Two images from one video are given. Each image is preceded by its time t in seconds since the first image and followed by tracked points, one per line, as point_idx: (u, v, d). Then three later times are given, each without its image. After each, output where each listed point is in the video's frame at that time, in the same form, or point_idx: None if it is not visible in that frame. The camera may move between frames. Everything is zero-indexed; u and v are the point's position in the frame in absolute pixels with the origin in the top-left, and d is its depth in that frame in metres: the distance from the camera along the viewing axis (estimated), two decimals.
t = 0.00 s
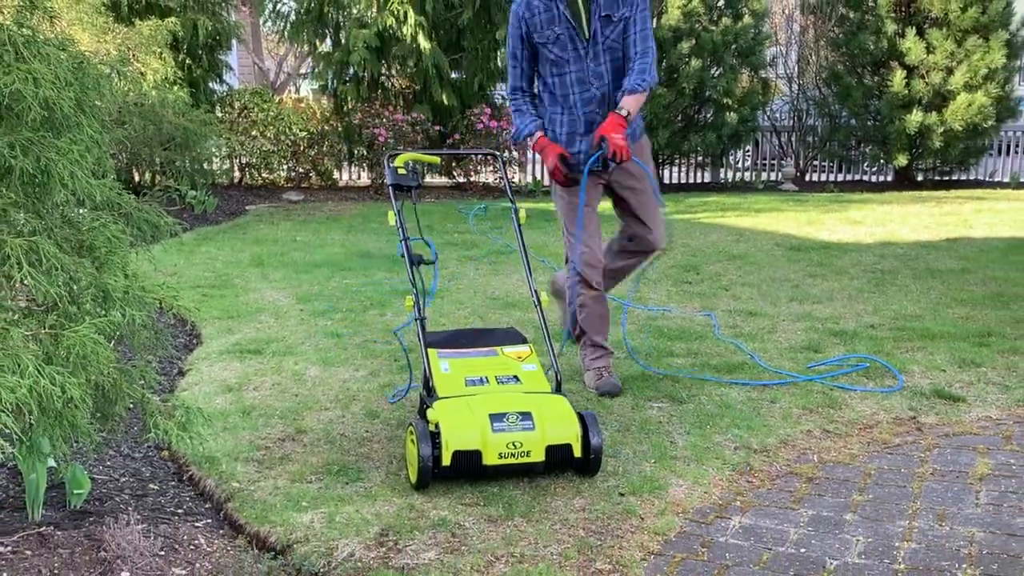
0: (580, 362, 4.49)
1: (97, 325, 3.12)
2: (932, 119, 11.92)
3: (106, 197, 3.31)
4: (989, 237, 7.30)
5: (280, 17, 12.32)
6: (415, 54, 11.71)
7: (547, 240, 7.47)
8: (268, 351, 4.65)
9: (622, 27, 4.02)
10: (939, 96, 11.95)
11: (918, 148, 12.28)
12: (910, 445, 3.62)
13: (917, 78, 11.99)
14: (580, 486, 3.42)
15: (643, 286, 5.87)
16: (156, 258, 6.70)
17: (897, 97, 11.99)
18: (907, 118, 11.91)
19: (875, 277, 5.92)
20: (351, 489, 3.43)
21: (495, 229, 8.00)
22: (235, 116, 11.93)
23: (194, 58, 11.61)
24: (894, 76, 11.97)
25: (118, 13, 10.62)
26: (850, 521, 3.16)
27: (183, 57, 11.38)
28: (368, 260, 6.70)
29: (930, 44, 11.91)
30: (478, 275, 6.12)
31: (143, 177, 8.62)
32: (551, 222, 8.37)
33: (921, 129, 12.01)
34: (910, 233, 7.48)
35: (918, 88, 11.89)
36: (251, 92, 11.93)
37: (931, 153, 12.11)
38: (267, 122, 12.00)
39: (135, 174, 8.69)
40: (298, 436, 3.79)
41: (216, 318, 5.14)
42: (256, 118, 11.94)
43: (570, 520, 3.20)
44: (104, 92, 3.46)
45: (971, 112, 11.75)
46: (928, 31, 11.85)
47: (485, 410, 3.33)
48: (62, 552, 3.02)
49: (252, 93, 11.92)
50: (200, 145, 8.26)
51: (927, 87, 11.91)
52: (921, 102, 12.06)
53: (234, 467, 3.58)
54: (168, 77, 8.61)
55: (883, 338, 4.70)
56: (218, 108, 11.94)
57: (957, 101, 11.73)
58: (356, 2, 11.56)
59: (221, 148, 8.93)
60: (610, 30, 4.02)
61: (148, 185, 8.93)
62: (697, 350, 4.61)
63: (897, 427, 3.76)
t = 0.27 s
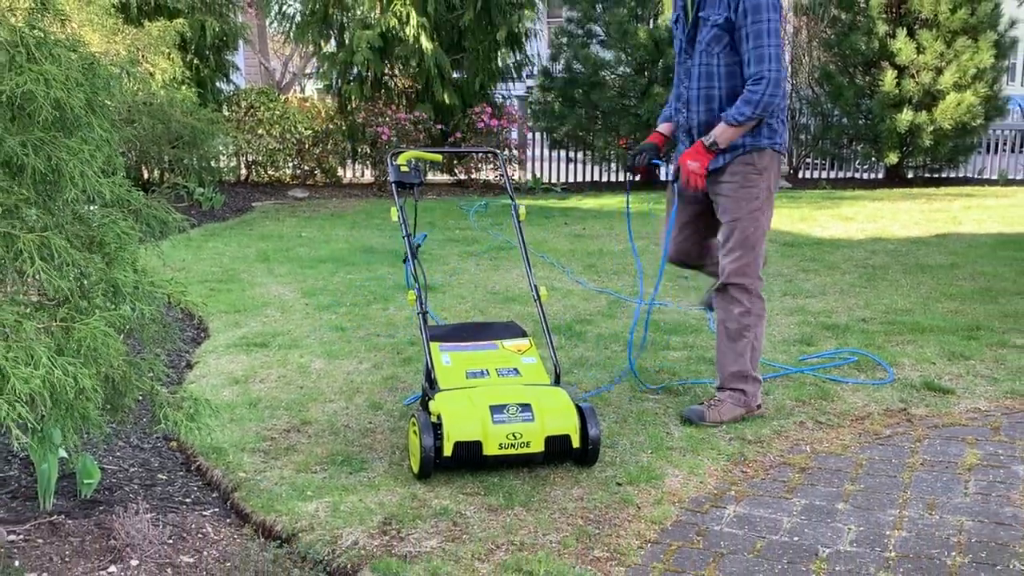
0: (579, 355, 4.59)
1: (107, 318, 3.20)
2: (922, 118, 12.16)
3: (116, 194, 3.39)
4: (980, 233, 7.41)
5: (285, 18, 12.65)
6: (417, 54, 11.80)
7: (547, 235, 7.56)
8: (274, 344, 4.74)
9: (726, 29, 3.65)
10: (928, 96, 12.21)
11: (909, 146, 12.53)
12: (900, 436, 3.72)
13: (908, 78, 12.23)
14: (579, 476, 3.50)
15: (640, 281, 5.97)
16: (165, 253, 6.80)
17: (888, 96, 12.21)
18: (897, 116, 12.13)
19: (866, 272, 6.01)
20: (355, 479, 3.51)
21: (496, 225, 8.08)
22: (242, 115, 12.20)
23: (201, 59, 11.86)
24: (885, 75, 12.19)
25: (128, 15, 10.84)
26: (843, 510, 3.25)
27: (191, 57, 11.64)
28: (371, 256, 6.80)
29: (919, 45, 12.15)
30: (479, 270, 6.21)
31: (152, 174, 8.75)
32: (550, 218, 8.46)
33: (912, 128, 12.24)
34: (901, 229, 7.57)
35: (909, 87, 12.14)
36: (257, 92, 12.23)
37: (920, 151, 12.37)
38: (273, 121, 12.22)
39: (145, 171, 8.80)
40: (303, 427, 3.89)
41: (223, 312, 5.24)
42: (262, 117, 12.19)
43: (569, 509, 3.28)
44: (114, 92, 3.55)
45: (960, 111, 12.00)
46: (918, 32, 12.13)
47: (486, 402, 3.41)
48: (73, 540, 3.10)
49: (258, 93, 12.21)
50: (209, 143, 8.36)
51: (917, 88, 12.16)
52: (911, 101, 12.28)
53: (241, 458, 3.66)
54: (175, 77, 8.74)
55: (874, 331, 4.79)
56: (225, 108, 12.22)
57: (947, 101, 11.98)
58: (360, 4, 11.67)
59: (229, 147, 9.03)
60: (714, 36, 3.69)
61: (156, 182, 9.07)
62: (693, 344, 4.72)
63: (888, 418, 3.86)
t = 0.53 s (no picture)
0: (577, 348, 4.69)
1: (117, 311, 3.29)
2: (912, 116, 12.54)
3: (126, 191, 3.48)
4: (967, 229, 7.61)
5: (291, 19, 12.66)
6: (419, 54, 11.92)
7: (546, 231, 7.66)
8: (280, 337, 4.84)
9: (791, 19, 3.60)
10: (918, 94, 12.57)
11: (899, 144, 12.88)
12: (890, 428, 3.83)
13: (898, 78, 12.58)
14: (577, 466, 3.59)
15: (637, 276, 6.07)
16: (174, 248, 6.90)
17: (879, 96, 12.60)
18: (887, 115, 12.53)
19: (858, 267, 6.12)
20: (359, 469, 3.61)
21: (496, 221, 8.18)
22: (248, 114, 12.39)
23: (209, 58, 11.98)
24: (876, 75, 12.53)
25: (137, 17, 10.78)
26: (835, 499, 3.34)
27: (199, 57, 11.70)
28: (374, 251, 6.90)
29: (909, 45, 12.48)
30: (480, 264, 6.31)
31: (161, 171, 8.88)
32: (549, 214, 8.57)
33: (902, 126, 12.61)
34: (892, 225, 7.70)
35: (899, 87, 12.51)
36: (263, 91, 12.44)
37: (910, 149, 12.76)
38: (279, 119, 12.42)
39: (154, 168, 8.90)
40: (308, 418, 3.98)
41: (230, 306, 5.34)
42: (268, 116, 12.38)
43: (568, 499, 3.37)
44: (124, 90, 3.64)
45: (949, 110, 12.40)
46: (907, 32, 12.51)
47: (486, 393, 3.50)
48: (84, 529, 3.20)
49: (264, 92, 12.43)
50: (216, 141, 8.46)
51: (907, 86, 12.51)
52: (901, 100, 12.64)
53: (248, 448, 3.76)
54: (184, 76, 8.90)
55: (865, 326, 4.91)
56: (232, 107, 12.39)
57: (936, 99, 12.35)
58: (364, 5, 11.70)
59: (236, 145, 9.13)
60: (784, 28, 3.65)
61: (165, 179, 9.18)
62: (689, 337, 4.83)
63: (878, 410, 3.98)
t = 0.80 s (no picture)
0: (576, 341, 4.81)
1: (127, 305, 3.39)
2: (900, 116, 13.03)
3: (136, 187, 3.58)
4: (951, 230, 7.85)
5: (296, 21, 12.75)
6: (422, 55, 12.07)
7: (546, 227, 7.76)
8: (285, 330, 4.96)
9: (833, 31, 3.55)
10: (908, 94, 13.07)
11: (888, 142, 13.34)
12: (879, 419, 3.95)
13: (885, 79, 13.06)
14: (575, 456, 3.69)
15: (634, 270, 6.18)
16: (183, 244, 7.00)
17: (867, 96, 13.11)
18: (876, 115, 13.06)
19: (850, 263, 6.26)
20: (363, 459, 3.71)
21: (496, 217, 8.30)
22: (255, 112, 12.49)
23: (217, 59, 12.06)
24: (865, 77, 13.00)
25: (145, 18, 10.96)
26: (827, 489, 3.44)
27: (207, 58, 11.84)
28: (378, 246, 7.01)
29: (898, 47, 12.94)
30: (481, 259, 6.41)
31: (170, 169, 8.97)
32: (548, 211, 8.67)
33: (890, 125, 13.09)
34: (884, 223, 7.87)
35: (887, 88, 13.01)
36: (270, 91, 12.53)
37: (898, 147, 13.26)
38: (285, 118, 12.48)
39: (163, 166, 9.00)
40: (313, 409, 4.09)
41: (237, 300, 5.46)
42: (274, 114, 12.46)
43: (566, 488, 3.47)
44: (133, 90, 3.73)
45: (938, 109, 12.82)
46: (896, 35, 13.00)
47: (487, 386, 3.59)
48: (95, 517, 3.29)
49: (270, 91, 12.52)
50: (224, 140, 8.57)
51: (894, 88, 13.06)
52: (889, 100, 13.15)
53: (255, 439, 3.86)
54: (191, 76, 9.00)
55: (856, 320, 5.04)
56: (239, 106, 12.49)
57: (925, 98, 12.82)
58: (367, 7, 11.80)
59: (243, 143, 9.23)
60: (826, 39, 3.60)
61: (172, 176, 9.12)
62: (684, 330, 4.95)
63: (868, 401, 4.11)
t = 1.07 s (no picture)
0: (574, 334, 4.91)
1: (136, 301, 3.48)
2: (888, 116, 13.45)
3: (145, 185, 3.68)
4: (939, 226, 8.01)
5: (302, 23, 12.93)
6: (424, 56, 12.28)
7: (545, 223, 7.87)
8: (291, 324, 5.07)
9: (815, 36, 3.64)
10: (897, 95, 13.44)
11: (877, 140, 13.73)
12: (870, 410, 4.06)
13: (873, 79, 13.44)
14: (574, 446, 3.79)
15: (631, 265, 6.29)
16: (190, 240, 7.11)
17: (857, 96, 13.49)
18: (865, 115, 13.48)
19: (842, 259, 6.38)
20: (366, 449, 3.81)
21: (497, 214, 8.41)
22: (261, 112, 12.55)
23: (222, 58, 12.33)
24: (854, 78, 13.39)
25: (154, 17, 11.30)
26: (819, 478, 3.54)
27: (215, 58, 12.20)
28: (382, 241, 7.11)
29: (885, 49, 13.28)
30: (482, 255, 6.51)
31: (179, 167, 9.14)
32: (547, 207, 8.78)
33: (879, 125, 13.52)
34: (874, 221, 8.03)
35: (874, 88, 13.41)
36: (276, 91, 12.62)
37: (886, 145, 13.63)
38: (291, 117, 12.58)
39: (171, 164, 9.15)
40: (318, 401, 4.20)
41: (244, 295, 5.57)
42: (280, 113, 12.53)
43: (565, 477, 3.57)
44: (143, 90, 3.83)
45: (926, 109, 13.16)
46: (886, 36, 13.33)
47: (487, 378, 3.68)
48: (105, 506, 3.38)
49: (277, 91, 12.60)
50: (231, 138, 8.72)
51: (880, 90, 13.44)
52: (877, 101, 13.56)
53: (261, 430, 3.97)
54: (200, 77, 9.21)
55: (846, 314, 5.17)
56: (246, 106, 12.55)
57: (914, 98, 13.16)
58: (371, 8, 12.07)
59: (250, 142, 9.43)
60: (808, 43, 3.69)
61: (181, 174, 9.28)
62: (680, 323, 5.06)
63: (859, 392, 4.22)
